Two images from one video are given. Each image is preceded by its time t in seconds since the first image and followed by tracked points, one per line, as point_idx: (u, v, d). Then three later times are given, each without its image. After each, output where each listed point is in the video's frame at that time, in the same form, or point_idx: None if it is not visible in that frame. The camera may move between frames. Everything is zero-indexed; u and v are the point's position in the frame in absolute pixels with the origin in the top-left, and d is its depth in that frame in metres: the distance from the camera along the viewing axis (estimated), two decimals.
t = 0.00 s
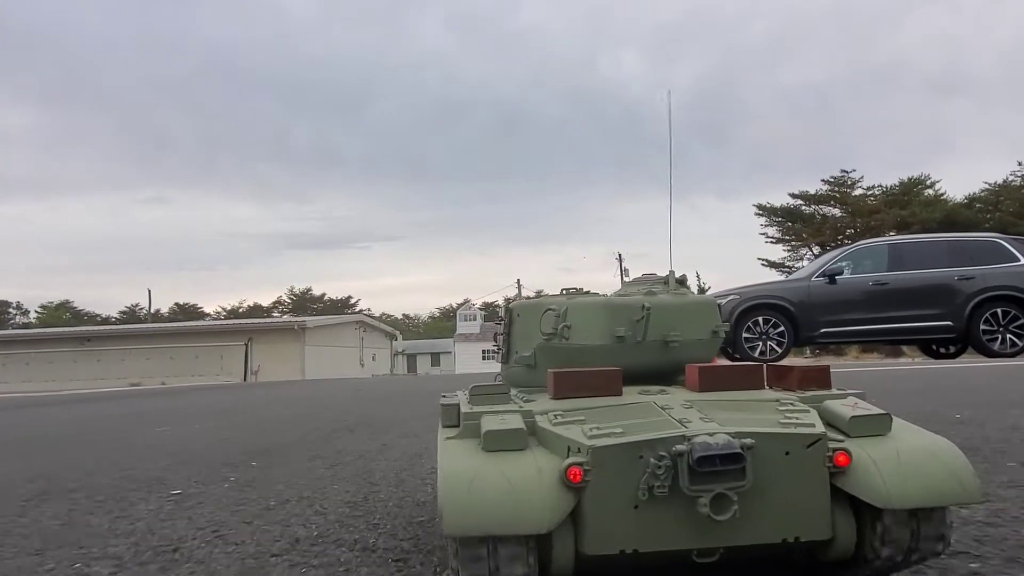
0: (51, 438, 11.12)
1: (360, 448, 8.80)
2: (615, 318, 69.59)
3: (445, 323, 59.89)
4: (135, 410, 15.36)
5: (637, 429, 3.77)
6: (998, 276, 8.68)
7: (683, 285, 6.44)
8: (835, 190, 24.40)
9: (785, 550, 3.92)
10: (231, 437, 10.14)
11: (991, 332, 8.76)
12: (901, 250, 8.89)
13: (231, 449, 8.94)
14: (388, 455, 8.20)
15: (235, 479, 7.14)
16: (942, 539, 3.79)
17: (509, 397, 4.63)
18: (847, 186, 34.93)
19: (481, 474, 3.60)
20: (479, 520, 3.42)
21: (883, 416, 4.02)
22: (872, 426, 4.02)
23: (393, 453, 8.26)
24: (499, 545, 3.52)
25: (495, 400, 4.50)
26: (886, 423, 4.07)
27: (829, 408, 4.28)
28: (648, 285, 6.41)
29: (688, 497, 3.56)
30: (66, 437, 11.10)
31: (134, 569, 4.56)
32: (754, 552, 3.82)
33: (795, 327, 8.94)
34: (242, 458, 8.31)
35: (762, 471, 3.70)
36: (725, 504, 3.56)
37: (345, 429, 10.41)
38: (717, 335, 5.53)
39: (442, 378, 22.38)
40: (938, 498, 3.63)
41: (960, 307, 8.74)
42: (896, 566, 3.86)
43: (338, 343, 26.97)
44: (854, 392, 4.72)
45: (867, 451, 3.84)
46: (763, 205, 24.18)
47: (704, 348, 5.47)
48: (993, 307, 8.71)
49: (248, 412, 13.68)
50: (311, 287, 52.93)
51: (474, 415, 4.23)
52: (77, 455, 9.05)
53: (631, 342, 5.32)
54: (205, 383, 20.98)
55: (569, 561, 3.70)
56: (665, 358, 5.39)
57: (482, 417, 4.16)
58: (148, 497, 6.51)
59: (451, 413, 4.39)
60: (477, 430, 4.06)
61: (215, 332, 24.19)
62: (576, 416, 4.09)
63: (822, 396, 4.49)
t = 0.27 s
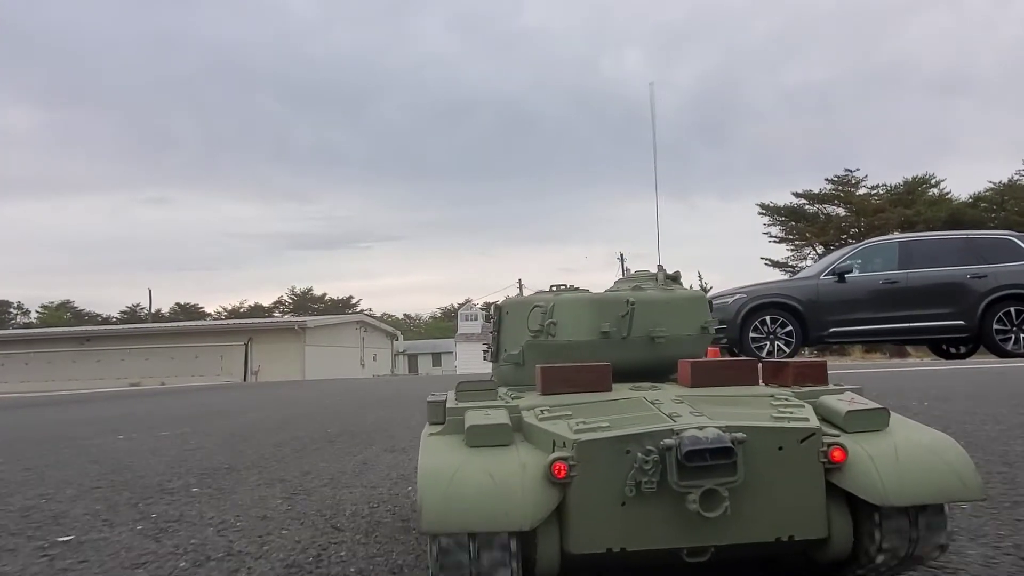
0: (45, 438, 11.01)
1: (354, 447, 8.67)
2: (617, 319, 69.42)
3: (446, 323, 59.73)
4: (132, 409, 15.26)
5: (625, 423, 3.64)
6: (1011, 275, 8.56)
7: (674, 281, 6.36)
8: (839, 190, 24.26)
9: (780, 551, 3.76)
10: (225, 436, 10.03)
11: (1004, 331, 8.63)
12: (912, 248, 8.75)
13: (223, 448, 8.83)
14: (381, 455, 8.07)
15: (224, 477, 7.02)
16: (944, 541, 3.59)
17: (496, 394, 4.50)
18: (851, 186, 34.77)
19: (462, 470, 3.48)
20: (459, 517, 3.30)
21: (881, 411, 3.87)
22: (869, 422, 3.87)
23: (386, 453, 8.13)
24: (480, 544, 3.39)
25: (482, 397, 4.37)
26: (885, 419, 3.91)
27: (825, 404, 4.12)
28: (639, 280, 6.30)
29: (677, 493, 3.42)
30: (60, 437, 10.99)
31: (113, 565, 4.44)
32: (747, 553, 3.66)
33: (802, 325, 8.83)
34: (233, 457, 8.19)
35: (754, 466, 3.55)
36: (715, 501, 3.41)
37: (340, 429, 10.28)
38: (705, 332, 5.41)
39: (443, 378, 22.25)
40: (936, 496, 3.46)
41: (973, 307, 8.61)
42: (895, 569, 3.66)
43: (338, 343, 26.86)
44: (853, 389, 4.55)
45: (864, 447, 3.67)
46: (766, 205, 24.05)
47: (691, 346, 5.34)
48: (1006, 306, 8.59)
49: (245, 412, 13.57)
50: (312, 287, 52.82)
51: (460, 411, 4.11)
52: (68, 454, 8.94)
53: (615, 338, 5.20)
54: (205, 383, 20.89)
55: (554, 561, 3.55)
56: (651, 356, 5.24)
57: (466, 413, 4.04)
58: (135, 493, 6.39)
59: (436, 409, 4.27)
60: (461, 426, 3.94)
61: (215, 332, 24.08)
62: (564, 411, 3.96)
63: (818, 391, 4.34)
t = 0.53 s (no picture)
0: (41, 439, 10.91)
1: (351, 449, 8.55)
2: (619, 319, 69.26)
3: (448, 323, 59.59)
4: (130, 410, 15.16)
5: (620, 430, 3.52)
6: None
7: (673, 280, 6.28)
8: (844, 188, 24.12)
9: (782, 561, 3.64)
10: (221, 437, 9.92)
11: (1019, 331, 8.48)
12: (925, 246, 8.63)
13: (219, 449, 8.72)
14: (378, 456, 7.96)
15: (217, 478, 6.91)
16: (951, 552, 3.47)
17: (489, 397, 4.39)
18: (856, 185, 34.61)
19: (452, 479, 3.37)
20: (448, 528, 3.19)
21: (887, 417, 3.74)
22: (875, 428, 3.74)
23: (384, 454, 8.01)
24: (472, 556, 3.27)
25: (474, 400, 4.25)
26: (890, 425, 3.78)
27: (829, 408, 4.00)
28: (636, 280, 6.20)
29: (675, 503, 3.30)
30: (57, 438, 10.89)
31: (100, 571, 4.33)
32: (747, 562, 3.55)
33: (812, 324, 8.69)
34: (228, 458, 8.09)
35: (755, 475, 3.43)
36: (714, 511, 3.29)
37: (338, 430, 10.17)
38: (682, 334, 5.14)
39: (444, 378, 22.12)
40: (944, 509, 3.34)
41: (986, 306, 8.47)
42: None
43: (340, 343, 26.74)
44: (858, 391, 4.43)
45: (870, 455, 3.55)
46: (771, 204, 23.91)
47: (664, 347, 5.10)
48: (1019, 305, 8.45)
49: (244, 413, 13.45)
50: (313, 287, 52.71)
51: (450, 415, 3.99)
52: (63, 455, 8.84)
53: (582, 341, 5.05)
54: (204, 383, 20.79)
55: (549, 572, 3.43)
56: (617, 358, 5.07)
57: (458, 417, 3.91)
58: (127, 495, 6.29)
59: (426, 413, 4.15)
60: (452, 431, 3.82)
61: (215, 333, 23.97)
62: (558, 416, 3.84)
63: (822, 395, 4.22)
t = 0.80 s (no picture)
0: (40, 439, 10.84)
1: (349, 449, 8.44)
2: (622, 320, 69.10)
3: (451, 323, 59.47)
4: (131, 410, 15.09)
5: (620, 431, 3.39)
6: None
7: (679, 279, 6.15)
8: (850, 187, 23.95)
9: (787, 566, 3.50)
10: (220, 437, 9.82)
11: None
12: (940, 243, 8.47)
13: (216, 449, 8.62)
14: (377, 457, 7.84)
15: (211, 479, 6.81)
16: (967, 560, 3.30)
17: (488, 397, 4.26)
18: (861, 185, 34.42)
19: (445, 481, 3.25)
20: (440, 532, 3.07)
21: (898, 417, 3.59)
22: (885, 429, 3.60)
23: (383, 455, 7.90)
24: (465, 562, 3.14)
25: (472, 401, 4.12)
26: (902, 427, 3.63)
27: (838, 409, 3.85)
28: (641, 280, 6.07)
29: (675, 507, 3.17)
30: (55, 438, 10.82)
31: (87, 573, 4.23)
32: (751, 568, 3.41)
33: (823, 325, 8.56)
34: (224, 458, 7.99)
35: (759, 477, 3.29)
36: (715, 515, 3.15)
37: (338, 431, 10.07)
38: (686, 333, 5.01)
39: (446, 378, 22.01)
40: (958, 514, 3.19)
41: (1002, 304, 8.31)
42: None
43: (342, 343, 26.67)
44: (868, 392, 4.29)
45: (880, 458, 3.40)
46: (776, 203, 23.76)
47: (667, 348, 4.96)
48: None
49: (244, 412, 13.36)
50: (317, 287, 52.68)
51: (447, 416, 3.86)
52: (59, 455, 8.76)
53: (582, 341, 4.93)
54: (205, 383, 20.71)
55: None
56: (619, 358, 4.93)
57: (454, 418, 3.79)
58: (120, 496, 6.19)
59: (423, 414, 4.03)
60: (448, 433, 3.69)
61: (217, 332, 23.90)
62: (557, 418, 3.70)
63: (832, 396, 4.08)
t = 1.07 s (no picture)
0: (43, 439, 10.75)
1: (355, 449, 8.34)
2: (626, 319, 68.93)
3: (455, 323, 59.38)
4: (134, 410, 14.99)
5: (639, 434, 3.26)
6: None
7: (699, 276, 6.01)
8: (857, 185, 23.78)
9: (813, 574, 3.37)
10: (223, 437, 9.72)
11: None
12: (955, 239, 8.33)
13: (220, 450, 8.51)
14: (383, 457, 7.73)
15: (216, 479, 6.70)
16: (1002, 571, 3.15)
17: (504, 398, 4.13)
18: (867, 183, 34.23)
19: (459, 485, 3.13)
20: (454, 538, 2.95)
21: (929, 421, 3.46)
22: (915, 433, 3.46)
23: (389, 456, 7.79)
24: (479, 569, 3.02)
25: (487, 401, 4.00)
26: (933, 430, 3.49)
27: (866, 411, 3.72)
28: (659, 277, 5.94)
29: (697, 512, 3.03)
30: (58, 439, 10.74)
31: None
32: None
33: (837, 324, 8.41)
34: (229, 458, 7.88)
35: (783, 482, 3.16)
36: (738, 521, 3.01)
37: (344, 431, 9.96)
38: (706, 332, 4.87)
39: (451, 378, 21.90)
40: (993, 522, 3.05)
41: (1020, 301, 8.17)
42: None
43: (346, 343, 26.57)
44: (895, 394, 4.15)
45: (911, 463, 3.27)
46: (783, 201, 23.60)
47: (687, 346, 4.82)
48: None
49: (248, 413, 13.26)
50: (321, 287, 52.63)
51: (462, 417, 3.74)
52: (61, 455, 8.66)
53: (600, 340, 4.81)
54: (208, 384, 20.60)
55: None
56: (638, 357, 4.80)
57: (468, 419, 3.67)
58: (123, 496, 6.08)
59: (436, 415, 3.92)
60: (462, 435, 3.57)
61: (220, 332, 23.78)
62: (574, 419, 3.58)
63: (858, 398, 3.94)
